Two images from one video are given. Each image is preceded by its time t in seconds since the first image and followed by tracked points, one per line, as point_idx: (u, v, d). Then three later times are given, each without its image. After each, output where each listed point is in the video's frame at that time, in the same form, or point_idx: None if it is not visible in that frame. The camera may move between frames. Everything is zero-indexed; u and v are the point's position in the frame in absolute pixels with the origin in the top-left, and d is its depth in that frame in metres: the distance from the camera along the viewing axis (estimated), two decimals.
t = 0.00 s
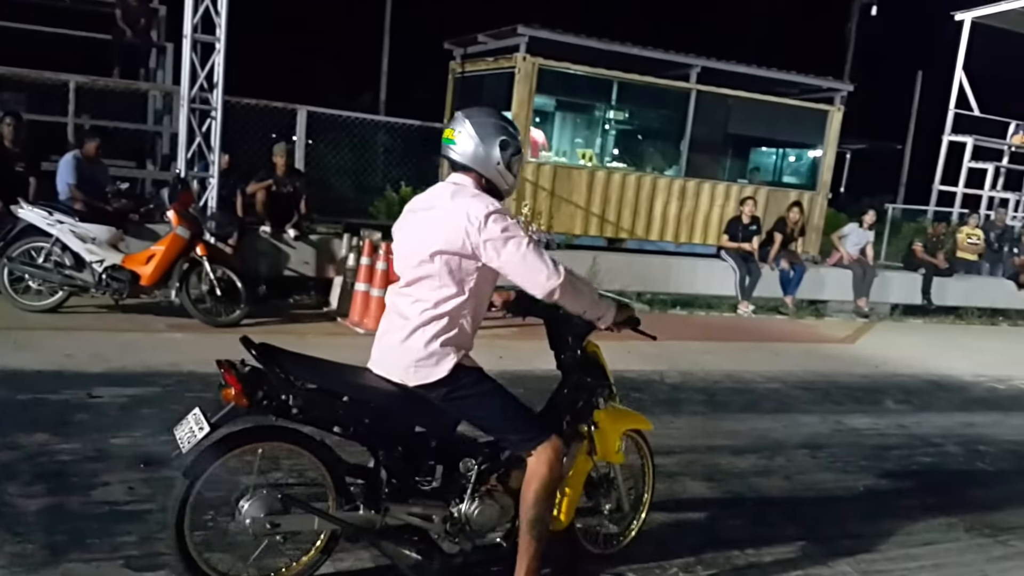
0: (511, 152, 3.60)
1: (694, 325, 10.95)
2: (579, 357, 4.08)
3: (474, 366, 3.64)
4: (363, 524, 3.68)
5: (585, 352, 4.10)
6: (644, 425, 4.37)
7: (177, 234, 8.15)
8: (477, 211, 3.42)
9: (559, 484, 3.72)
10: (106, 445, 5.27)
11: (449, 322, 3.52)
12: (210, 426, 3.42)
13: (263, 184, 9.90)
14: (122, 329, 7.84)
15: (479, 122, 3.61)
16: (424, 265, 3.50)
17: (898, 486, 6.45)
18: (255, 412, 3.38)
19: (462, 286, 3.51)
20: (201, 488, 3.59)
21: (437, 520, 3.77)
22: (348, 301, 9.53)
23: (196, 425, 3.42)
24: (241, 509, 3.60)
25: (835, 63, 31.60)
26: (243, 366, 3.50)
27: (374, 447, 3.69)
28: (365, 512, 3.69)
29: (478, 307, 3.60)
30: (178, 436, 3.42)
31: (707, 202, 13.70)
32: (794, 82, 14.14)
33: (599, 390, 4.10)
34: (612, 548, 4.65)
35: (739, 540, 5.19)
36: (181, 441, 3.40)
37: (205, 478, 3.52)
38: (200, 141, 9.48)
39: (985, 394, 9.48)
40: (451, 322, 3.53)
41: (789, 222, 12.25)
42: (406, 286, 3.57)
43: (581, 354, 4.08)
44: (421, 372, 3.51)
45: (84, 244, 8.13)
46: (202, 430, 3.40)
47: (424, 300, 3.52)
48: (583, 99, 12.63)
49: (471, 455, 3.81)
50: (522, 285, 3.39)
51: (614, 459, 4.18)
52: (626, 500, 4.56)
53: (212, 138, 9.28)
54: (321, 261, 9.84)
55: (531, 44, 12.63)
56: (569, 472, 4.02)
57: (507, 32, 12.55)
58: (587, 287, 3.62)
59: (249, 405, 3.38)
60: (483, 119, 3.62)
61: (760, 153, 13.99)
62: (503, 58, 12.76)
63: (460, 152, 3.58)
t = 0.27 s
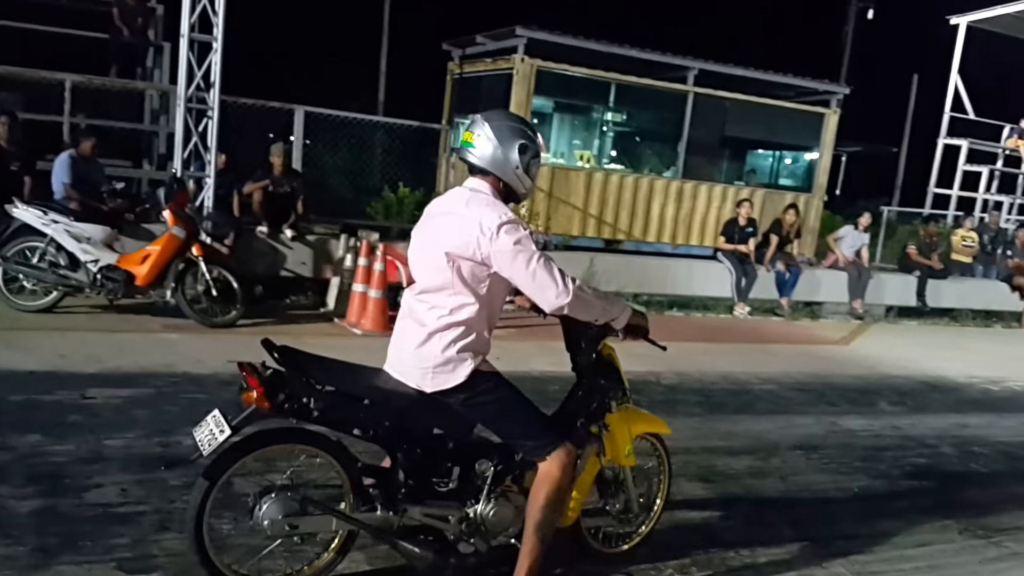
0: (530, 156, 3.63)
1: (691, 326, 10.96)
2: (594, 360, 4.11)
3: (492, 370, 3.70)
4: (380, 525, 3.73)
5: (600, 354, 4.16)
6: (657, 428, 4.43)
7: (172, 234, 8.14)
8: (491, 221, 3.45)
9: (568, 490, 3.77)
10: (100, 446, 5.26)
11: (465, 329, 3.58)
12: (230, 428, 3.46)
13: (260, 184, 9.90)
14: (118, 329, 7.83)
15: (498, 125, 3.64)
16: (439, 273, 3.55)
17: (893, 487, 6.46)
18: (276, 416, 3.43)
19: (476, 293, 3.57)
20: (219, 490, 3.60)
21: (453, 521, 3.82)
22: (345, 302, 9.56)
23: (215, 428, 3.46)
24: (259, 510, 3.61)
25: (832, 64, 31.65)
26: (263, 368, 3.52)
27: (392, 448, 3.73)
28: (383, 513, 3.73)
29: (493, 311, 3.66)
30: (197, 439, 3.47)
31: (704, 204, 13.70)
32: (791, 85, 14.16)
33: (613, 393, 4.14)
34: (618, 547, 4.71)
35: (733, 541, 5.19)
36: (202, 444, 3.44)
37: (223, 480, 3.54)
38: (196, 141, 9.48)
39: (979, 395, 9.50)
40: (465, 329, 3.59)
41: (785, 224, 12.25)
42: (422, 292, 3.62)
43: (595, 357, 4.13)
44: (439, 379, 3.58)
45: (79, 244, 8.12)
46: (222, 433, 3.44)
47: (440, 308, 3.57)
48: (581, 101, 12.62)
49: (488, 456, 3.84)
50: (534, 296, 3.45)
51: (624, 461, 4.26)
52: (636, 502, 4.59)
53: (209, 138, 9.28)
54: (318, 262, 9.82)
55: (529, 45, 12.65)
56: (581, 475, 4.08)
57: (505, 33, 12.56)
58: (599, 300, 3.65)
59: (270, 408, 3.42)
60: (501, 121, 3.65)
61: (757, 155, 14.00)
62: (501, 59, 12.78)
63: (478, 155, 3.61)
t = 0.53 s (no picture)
0: (543, 160, 3.64)
1: (688, 326, 10.97)
2: (608, 362, 4.14)
3: (510, 373, 3.76)
4: (397, 524, 3.84)
5: (613, 356, 4.17)
6: (672, 431, 4.49)
7: (168, 234, 8.13)
8: (502, 225, 3.48)
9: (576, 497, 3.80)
10: (95, 446, 5.26)
11: (480, 331, 3.61)
12: (250, 428, 3.55)
13: (257, 184, 9.89)
14: (114, 329, 7.83)
15: (511, 125, 3.66)
16: (453, 276, 3.58)
17: (888, 487, 6.47)
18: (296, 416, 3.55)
19: (491, 296, 3.60)
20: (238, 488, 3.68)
21: (468, 520, 3.91)
22: (342, 302, 9.57)
23: (235, 428, 3.56)
24: (277, 511, 3.72)
25: (828, 65, 31.70)
26: (284, 369, 3.65)
27: (408, 448, 3.84)
28: (400, 512, 3.84)
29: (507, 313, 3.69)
30: (217, 438, 3.57)
31: (700, 205, 13.72)
32: (787, 86, 14.18)
33: (625, 396, 4.14)
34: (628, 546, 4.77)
35: (729, 541, 5.20)
36: (221, 444, 3.54)
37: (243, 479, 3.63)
38: (193, 140, 9.46)
39: (974, 396, 9.52)
40: (481, 332, 3.62)
41: (782, 225, 12.25)
42: (436, 295, 3.65)
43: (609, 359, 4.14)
44: (456, 382, 3.63)
45: (74, 243, 8.12)
46: (242, 433, 3.53)
47: (454, 311, 3.60)
48: (577, 101, 12.62)
49: (502, 457, 3.93)
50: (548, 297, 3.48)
51: (634, 464, 4.32)
52: (646, 504, 4.61)
53: (205, 137, 9.27)
54: (315, 262, 9.80)
55: (526, 45, 12.64)
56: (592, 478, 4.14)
57: (502, 34, 12.56)
58: (610, 302, 3.71)
59: (290, 409, 3.54)
60: (516, 123, 3.67)
61: (753, 156, 14.01)
62: (498, 59, 12.79)
63: (491, 157, 3.63)
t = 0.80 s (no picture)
0: (552, 163, 3.65)
1: (685, 326, 10.98)
2: (618, 362, 4.24)
3: (521, 373, 3.77)
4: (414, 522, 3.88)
5: (623, 355, 4.25)
6: (684, 433, 4.50)
7: (163, 233, 8.12)
8: (506, 228, 3.48)
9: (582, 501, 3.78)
10: (91, 446, 5.24)
11: (489, 331, 3.64)
12: (268, 427, 3.62)
13: (253, 183, 9.92)
14: (110, 329, 7.81)
15: (520, 128, 3.67)
16: (460, 278, 3.60)
17: (885, 487, 6.48)
18: (312, 415, 3.61)
19: (499, 296, 3.62)
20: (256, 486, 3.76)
21: (482, 519, 3.93)
22: (338, 302, 9.52)
23: (253, 427, 3.63)
24: (294, 509, 3.79)
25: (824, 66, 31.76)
26: (300, 369, 3.71)
27: (423, 447, 3.88)
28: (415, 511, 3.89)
29: (517, 312, 3.71)
30: (233, 437, 3.64)
31: (697, 205, 13.72)
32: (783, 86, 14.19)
33: (636, 395, 4.24)
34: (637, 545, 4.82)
35: (726, 542, 5.20)
36: (238, 443, 3.60)
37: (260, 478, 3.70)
38: (189, 139, 9.45)
39: (970, 396, 9.53)
40: (490, 331, 3.65)
41: (778, 225, 12.27)
42: (445, 296, 3.68)
43: (619, 359, 4.24)
44: (466, 381, 3.67)
45: (70, 242, 8.11)
46: (260, 431, 3.60)
47: (463, 312, 3.63)
48: (574, 101, 12.62)
49: (515, 456, 3.96)
50: (552, 299, 3.48)
51: (644, 463, 4.35)
52: (655, 504, 4.62)
53: (202, 136, 9.26)
54: (311, 261, 9.79)
55: (523, 45, 12.63)
56: (603, 478, 4.21)
57: (499, 33, 12.54)
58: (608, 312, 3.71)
59: (307, 408, 3.61)
60: (525, 126, 3.68)
61: (749, 156, 14.01)
62: (494, 59, 12.78)
63: (501, 159, 3.64)
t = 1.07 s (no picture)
0: (558, 160, 3.69)
1: (682, 326, 10.98)
2: (624, 360, 4.29)
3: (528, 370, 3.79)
4: (426, 518, 3.92)
5: (629, 353, 4.31)
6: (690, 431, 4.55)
7: (160, 233, 8.11)
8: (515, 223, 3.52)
9: (583, 503, 3.80)
10: (87, 446, 5.23)
11: (498, 326, 3.68)
12: (282, 422, 3.61)
13: (250, 183, 9.93)
14: (107, 328, 7.80)
15: (527, 128, 3.71)
16: (470, 273, 3.65)
17: (882, 487, 6.49)
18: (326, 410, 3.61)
19: (507, 292, 3.66)
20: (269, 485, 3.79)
21: (493, 514, 3.95)
22: (335, 302, 9.49)
23: (267, 423, 3.62)
24: (307, 507, 3.84)
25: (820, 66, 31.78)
26: (313, 365, 3.72)
27: (434, 443, 3.89)
28: (428, 507, 3.93)
29: (526, 308, 3.75)
30: (247, 433, 3.63)
31: (694, 205, 13.71)
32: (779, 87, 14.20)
33: (642, 391, 4.32)
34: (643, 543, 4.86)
35: (724, 542, 5.20)
36: (253, 438, 3.59)
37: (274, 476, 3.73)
38: (186, 137, 9.44)
39: (966, 396, 9.55)
40: (499, 326, 3.68)
41: (774, 225, 12.30)
42: (456, 291, 3.73)
43: (626, 357, 4.30)
44: (475, 376, 3.70)
45: (67, 242, 8.08)
46: (274, 427, 3.60)
47: (472, 307, 3.67)
48: (571, 101, 12.61)
49: (525, 453, 3.97)
50: (558, 294, 3.51)
51: (651, 460, 4.39)
52: (663, 502, 4.63)
53: (199, 135, 9.25)
54: (308, 261, 9.79)
55: (520, 45, 12.62)
56: (610, 474, 4.24)
57: (496, 33, 12.53)
58: (617, 303, 3.75)
59: (321, 403, 3.61)
60: (532, 125, 3.72)
61: (746, 156, 14.02)
62: (491, 59, 12.77)
63: (508, 158, 3.68)
